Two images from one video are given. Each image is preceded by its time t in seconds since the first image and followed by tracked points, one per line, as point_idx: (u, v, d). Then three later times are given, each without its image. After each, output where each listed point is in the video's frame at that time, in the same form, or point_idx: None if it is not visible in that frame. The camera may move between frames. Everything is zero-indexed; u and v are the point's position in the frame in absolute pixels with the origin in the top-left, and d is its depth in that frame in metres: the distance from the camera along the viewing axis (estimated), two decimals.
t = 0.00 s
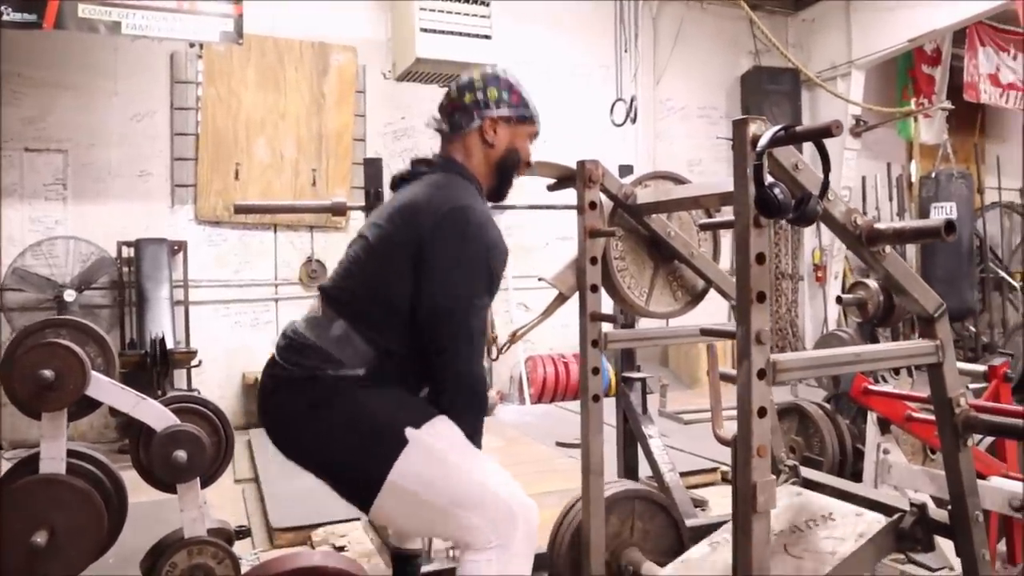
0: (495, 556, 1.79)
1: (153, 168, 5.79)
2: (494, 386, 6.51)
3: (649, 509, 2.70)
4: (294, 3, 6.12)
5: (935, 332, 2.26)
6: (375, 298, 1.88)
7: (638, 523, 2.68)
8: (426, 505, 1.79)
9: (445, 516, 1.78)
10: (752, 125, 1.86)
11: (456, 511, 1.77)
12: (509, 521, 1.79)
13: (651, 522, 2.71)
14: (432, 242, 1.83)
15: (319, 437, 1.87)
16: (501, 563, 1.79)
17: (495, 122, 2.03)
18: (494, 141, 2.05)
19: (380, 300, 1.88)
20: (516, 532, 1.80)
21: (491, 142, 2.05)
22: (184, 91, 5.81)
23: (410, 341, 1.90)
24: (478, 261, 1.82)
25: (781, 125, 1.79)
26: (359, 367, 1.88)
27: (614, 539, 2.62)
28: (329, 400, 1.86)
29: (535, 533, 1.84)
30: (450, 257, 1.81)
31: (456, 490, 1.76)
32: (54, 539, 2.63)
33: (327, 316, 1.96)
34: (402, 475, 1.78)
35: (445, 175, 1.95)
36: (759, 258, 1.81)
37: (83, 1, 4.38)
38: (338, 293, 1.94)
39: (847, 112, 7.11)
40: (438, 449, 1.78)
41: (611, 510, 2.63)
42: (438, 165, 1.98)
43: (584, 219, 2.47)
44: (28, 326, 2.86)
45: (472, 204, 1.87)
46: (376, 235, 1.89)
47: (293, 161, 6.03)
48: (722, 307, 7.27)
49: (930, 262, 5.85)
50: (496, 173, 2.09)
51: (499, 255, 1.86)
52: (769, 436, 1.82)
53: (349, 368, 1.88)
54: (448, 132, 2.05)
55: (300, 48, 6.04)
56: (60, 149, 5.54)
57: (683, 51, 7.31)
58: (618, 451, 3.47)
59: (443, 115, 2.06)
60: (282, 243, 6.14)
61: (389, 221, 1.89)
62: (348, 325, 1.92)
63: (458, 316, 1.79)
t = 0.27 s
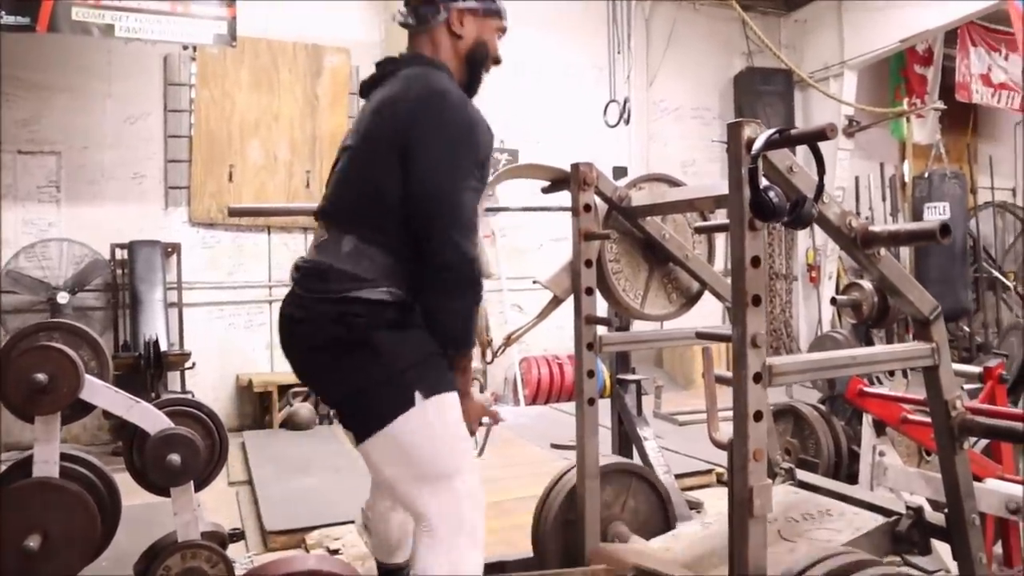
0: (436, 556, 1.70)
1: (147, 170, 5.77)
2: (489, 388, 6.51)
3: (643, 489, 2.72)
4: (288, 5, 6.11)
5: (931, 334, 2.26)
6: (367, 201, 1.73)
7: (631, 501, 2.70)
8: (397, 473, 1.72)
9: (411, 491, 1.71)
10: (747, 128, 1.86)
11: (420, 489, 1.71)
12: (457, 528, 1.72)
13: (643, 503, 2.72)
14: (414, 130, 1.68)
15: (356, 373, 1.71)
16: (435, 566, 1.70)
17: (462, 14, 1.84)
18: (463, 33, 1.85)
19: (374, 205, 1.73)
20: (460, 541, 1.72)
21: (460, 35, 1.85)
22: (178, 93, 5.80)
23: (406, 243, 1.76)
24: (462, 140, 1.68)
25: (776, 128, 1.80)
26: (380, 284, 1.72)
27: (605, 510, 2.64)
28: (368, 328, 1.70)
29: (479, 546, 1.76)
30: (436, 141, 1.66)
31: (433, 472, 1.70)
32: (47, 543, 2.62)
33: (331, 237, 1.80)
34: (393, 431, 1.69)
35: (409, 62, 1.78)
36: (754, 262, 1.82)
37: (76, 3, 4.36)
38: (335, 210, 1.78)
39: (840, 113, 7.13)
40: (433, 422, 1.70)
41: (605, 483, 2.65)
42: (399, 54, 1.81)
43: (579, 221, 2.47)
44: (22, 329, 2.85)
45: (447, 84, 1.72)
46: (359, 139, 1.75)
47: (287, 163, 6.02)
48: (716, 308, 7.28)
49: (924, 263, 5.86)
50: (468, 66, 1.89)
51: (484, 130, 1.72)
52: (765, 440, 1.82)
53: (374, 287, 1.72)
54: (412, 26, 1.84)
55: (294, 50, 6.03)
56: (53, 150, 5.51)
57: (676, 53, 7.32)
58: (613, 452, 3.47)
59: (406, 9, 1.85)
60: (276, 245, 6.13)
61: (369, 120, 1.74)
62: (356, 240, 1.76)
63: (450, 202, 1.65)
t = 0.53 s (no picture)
0: (411, 559, 1.69)
1: (150, 175, 5.78)
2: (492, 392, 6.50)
3: (649, 492, 2.71)
4: (289, 9, 6.12)
5: (936, 338, 2.25)
6: (371, 194, 1.72)
7: (636, 502, 2.70)
8: (392, 472, 1.70)
9: (403, 493, 1.69)
10: (750, 131, 1.85)
11: (409, 491, 1.69)
12: (435, 536, 1.71)
13: (648, 504, 2.71)
14: (404, 115, 1.66)
15: (385, 368, 1.69)
16: (411, 568, 1.69)
17: None
18: (439, 13, 1.82)
19: (378, 197, 1.72)
20: (437, 546, 1.71)
21: (437, 15, 1.82)
22: (180, 98, 5.81)
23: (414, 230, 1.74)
24: (452, 119, 1.66)
25: (780, 132, 1.79)
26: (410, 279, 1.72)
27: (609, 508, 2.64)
28: (399, 322, 1.70)
29: (454, 554, 1.75)
30: (427, 124, 1.65)
31: (429, 479, 1.69)
32: (49, 548, 2.61)
33: (351, 240, 1.79)
34: (401, 429, 1.68)
35: (388, 48, 1.76)
36: (758, 266, 1.81)
37: (78, 9, 4.36)
38: (348, 208, 1.77)
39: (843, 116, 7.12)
40: (439, 427, 1.69)
41: (610, 482, 2.65)
42: (377, 43, 1.79)
43: (581, 226, 2.47)
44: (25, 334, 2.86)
45: (426, 65, 1.70)
46: (354, 133, 1.74)
47: (289, 167, 6.02)
48: (719, 312, 7.26)
49: (929, 266, 5.84)
50: (445, 46, 1.85)
51: (472, 106, 1.70)
52: (770, 445, 1.81)
53: (408, 280, 1.71)
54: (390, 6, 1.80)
55: (296, 54, 6.03)
56: (56, 156, 5.51)
57: (678, 57, 7.31)
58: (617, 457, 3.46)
59: None
60: (278, 250, 6.13)
61: (361, 113, 1.73)
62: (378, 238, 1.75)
63: (448, 183, 1.64)
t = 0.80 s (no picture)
0: (412, 563, 1.68)
1: (156, 177, 5.79)
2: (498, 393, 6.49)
3: (654, 495, 2.70)
4: (296, 11, 6.12)
5: (946, 341, 2.23)
6: (379, 197, 1.71)
7: (641, 506, 2.68)
8: (395, 475, 1.69)
9: (404, 496, 1.68)
10: (757, 132, 1.84)
11: (412, 493, 1.68)
12: (436, 541, 1.69)
13: (653, 508, 2.70)
14: (412, 117, 1.65)
15: (391, 370, 1.68)
16: (411, 572, 1.67)
17: None
18: (448, 15, 1.81)
19: (386, 199, 1.71)
20: (438, 550, 1.69)
21: (445, 16, 1.80)
22: (187, 100, 5.82)
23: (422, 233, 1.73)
24: (460, 123, 1.65)
25: (787, 133, 1.77)
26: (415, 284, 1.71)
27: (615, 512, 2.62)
28: (405, 325, 1.69)
29: (456, 560, 1.73)
30: (435, 127, 1.63)
31: (431, 483, 1.68)
32: (55, 550, 2.61)
33: (358, 242, 1.78)
34: (404, 432, 1.67)
35: (396, 50, 1.75)
36: (765, 268, 1.79)
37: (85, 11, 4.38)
38: (355, 210, 1.76)
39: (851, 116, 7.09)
40: (443, 432, 1.68)
41: (616, 486, 2.63)
42: (384, 44, 1.78)
43: (586, 227, 2.45)
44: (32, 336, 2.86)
45: (434, 68, 1.69)
46: (362, 136, 1.72)
47: (295, 169, 6.03)
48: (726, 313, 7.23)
49: (937, 267, 5.81)
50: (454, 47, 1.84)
51: (480, 109, 1.69)
52: (777, 449, 1.80)
53: (413, 284, 1.70)
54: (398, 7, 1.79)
55: (302, 56, 6.03)
56: (63, 158, 5.52)
57: (685, 57, 7.29)
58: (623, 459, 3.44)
59: None
60: (285, 251, 6.14)
61: (368, 115, 1.72)
62: (385, 241, 1.74)
63: (456, 187, 1.63)
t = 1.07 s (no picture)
0: (416, 564, 1.67)
1: (162, 178, 5.80)
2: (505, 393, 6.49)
3: (660, 496, 2.69)
4: (300, 11, 6.12)
5: (953, 341, 2.21)
6: (383, 196, 1.71)
7: (647, 506, 2.67)
8: (399, 475, 1.68)
9: (408, 496, 1.67)
10: (762, 130, 1.83)
11: (416, 494, 1.67)
12: (440, 542, 1.69)
13: (658, 509, 2.68)
14: (413, 115, 1.64)
15: (396, 369, 1.67)
16: (415, 572, 1.67)
17: None
18: (449, 14, 1.80)
19: (390, 198, 1.70)
20: (442, 552, 1.69)
21: (446, 15, 1.80)
22: (192, 102, 5.83)
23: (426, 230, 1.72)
24: (461, 120, 1.64)
25: (793, 130, 1.76)
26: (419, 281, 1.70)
27: (620, 514, 2.61)
28: (410, 323, 1.68)
29: (459, 560, 1.73)
30: (437, 124, 1.63)
31: (436, 483, 1.67)
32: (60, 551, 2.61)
33: (362, 241, 1.78)
34: (409, 432, 1.66)
35: (397, 48, 1.75)
36: (770, 267, 1.78)
37: (90, 13, 4.40)
38: (358, 209, 1.76)
39: (857, 116, 7.06)
40: (448, 431, 1.67)
41: (620, 488, 2.62)
42: (385, 42, 1.78)
43: (590, 226, 2.44)
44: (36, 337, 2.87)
45: (436, 65, 1.68)
46: (364, 134, 1.72)
47: (301, 170, 6.03)
48: (733, 313, 7.22)
49: (944, 267, 5.78)
50: (455, 47, 1.83)
51: (482, 107, 1.68)
52: (783, 449, 1.78)
53: (417, 283, 1.69)
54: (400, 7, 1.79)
55: (307, 57, 6.04)
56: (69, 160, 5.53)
57: (690, 56, 7.28)
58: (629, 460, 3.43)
59: None
60: (291, 252, 6.14)
61: (370, 114, 1.71)
62: (389, 239, 1.73)
63: (458, 185, 1.62)
